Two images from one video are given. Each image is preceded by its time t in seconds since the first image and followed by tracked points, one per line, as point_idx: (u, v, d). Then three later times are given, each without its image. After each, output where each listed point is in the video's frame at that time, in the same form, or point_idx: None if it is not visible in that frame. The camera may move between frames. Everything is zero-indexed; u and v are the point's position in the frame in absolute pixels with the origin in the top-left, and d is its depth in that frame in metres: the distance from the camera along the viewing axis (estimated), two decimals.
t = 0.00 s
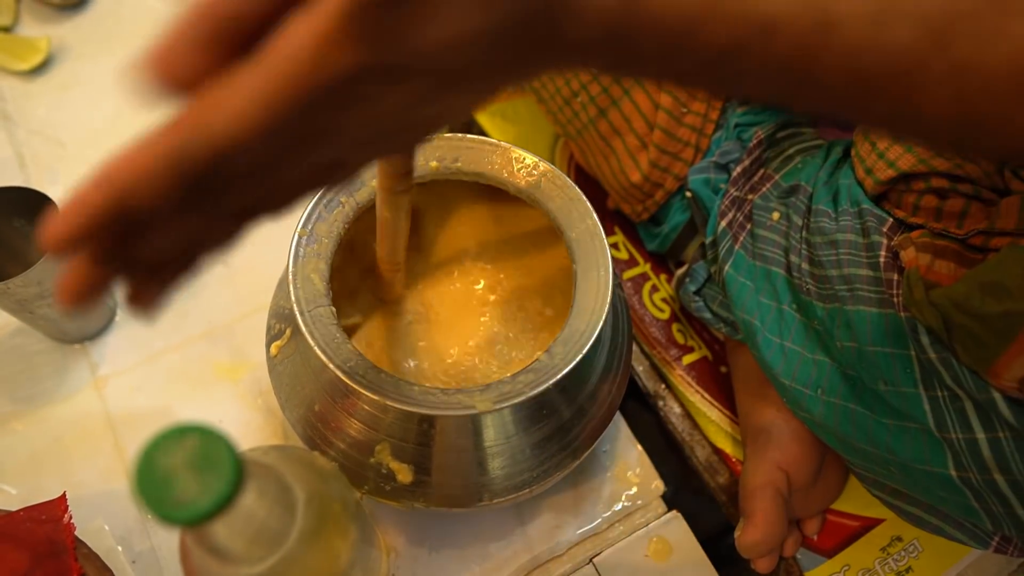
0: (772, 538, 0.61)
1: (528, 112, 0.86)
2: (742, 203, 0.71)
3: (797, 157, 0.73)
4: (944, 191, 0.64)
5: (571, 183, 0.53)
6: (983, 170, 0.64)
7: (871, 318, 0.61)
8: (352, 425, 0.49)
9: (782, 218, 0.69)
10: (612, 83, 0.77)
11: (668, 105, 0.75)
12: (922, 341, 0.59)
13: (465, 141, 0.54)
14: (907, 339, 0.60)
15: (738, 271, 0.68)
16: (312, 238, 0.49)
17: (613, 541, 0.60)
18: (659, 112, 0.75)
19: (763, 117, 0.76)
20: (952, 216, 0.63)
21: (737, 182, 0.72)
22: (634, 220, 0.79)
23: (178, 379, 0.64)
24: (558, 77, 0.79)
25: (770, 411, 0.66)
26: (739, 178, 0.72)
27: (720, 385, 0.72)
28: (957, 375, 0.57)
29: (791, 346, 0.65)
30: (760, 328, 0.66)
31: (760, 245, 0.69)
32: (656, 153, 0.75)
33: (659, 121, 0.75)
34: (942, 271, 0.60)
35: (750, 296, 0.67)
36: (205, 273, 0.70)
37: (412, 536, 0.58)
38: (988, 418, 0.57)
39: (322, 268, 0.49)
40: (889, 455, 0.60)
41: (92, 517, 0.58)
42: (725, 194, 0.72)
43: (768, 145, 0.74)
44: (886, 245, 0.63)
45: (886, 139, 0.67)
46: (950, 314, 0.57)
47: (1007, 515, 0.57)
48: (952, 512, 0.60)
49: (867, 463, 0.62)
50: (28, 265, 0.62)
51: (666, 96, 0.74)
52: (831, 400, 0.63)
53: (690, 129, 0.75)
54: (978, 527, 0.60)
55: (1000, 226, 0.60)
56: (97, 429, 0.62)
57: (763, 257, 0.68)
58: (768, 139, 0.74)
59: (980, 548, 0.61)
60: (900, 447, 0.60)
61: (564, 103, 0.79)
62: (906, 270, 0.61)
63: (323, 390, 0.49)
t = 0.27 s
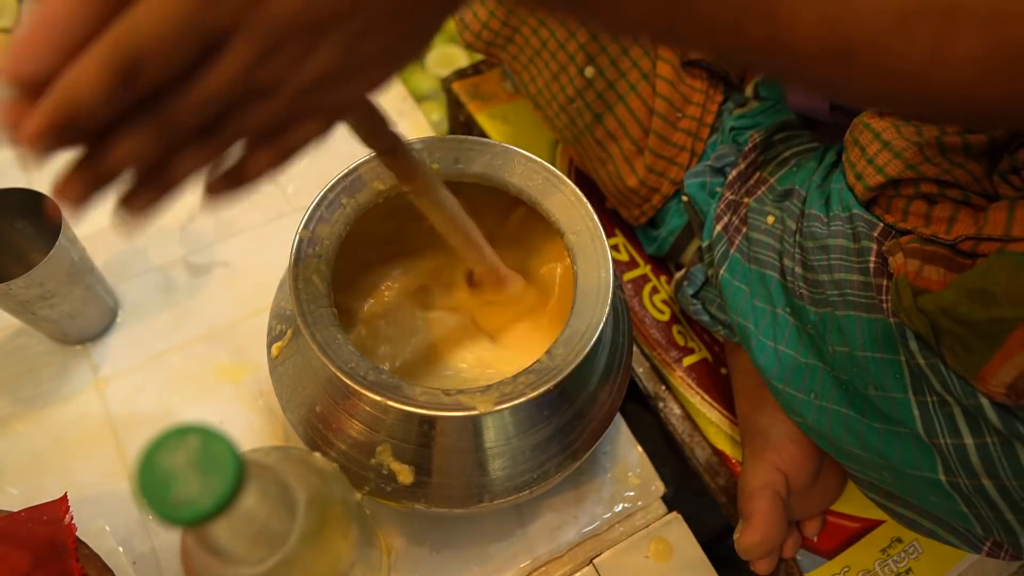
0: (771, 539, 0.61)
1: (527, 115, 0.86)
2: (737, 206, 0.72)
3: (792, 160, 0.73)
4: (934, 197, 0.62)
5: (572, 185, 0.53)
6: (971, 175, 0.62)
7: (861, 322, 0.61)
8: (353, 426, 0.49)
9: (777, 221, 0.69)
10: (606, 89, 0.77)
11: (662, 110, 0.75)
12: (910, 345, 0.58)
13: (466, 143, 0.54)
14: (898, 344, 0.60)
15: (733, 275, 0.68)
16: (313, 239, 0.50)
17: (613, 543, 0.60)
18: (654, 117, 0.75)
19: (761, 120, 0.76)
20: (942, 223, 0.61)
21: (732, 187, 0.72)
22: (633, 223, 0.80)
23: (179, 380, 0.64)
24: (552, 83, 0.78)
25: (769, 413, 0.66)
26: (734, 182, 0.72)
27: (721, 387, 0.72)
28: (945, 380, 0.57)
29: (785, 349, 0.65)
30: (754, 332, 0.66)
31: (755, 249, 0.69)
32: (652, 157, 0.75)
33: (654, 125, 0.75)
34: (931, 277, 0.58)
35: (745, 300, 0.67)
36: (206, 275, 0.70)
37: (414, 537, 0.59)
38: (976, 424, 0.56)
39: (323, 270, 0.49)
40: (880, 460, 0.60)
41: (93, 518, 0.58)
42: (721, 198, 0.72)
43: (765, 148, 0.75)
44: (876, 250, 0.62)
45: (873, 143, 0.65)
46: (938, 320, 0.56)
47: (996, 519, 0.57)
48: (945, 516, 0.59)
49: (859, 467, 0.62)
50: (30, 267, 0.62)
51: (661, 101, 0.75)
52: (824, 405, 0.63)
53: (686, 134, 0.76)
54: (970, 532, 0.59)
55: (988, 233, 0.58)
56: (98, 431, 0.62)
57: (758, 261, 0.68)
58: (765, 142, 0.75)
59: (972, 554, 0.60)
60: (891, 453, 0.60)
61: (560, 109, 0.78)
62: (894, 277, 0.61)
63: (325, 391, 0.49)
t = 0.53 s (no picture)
0: (771, 538, 0.61)
1: (527, 115, 0.87)
2: (742, 202, 0.71)
3: (798, 157, 0.72)
4: (950, 187, 0.60)
5: (569, 182, 0.53)
6: (988, 167, 0.60)
7: (873, 314, 0.60)
8: (352, 426, 0.49)
9: (783, 216, 0.69)
10: (614, 82, 0.75)
11: (669, 104, 0.74)
12: (925, 336, 0.56)
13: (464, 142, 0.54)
14: (911, 336, 0.58)
15: (738, 270, 0.68)
16: (312, 238, 0.49)
17: (612, 542, 0.60)
18: (660, 111, 0.74)
19: (763, 117, 0.77)
20: (955, 213, 0.59)
21: (738, 182, 0.72)
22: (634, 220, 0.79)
23: (177, 381, 0.64)
24: (559, 75, 0.77)
25: (769, 410, 0.66)
26: (740, 178, 0.72)
27: (721, 386, 0.72)
28: (961, 371, 0.55)
29: (792, 344, 0.65)
30: (761, 326, 0.66)
31: (761, 244, 0.68)
32: (657, 152, 0.75)
33: (661, 120, 0.74)
34: (945, 269, 0.57)
35: (751, 295, 0.67)
36: (205, 275, 0.70)
37: (414, 537, 0.59)
38: (992, 415, 0.54)
39: (321, 268, 0.49)
40: (892, 452, 0.59)
41: (92, 519, 0.58)
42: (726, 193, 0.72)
43: (769, 144, 0.75)
44: (889, 241, 0.61)
45: (890, 133, 0.64)
46: (953, 311, 0.55)
47: (1011, 511, 0.55)
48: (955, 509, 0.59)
49: (869, 460, 0.62)
50: (28, 268, 0.62)
51: (668, 96, 0.74)
52: (833, 399, 0.62)
53: (691, 129, 0.75)
54: (980, 525, 0.60)
55: (1006, 222, 0.57)
56: (97, 431, 0.62)
57: (764, 256, 0.68)
58: (769, 138, 0.75)
59: (982, 547, 0.61)
60: (903, 444, 0.59)
61: (566, 101, 0.78)
62: (908, 267, 0.59)
63: (323, 390, 0.49)
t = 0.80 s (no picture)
0: (773, 538, 0.60)
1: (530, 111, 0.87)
2: (748, 200, 0.71)
3: (803, 155, 0.72)
4: (961, 181, 0.60)
5: (569, 181, 0.53)
6: (999, 160, 0.60)
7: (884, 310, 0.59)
8: (352, 425, 0.49)
9: (789, 213, 0.68)
10: (619, 76, 0.75)
11: (674, 100, 0.74)
12: (937, 329, 0.56)
13: (465, 141, 0.54)
14: (923, 331, 0.58)
15: (744, 267, 0.67)
16: (312, 237, 0.49)
17: (612, 542, 0.60)
18: (665, 107, 0.74)
19: (769, 114, 0.76)
20: (966, 206, 0.60)
21: (743, 179, 0.72)
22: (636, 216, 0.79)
23: (177, 380, 0.64)
24: (563, 72, 0.78)
25: (771, 409, 0.66)
26: (745, 175, 0.72)
27: (722, 385, 0.72)
28: (974, 365, 0.55)
29: (800, 341, 0.65)
30: (768, 323, 0.66)
31: (767, 241, 0.68)
32: (663, 148, 0.75)
33: (666, 115, 0.74)
34: (956, 262, 0.57)
35: (757, 292, 0.67)
36: (204, 275, 0.70)
37: (413, 537, 0.58)
38: (1005, 409, 0.54)
39: (321, 267, 0.49)
40: (903, 448, 0.59)
41: (92, 518, 0.58)
42: (732, 189, 0.72)
43: (774, 141, 0.74)
44: (899, 236, 0.61)
45: (901, 127, 0.63)
46: (966, 304, 0.55)
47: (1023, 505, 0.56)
48: (965, 504, 0.60)
49: (879, 457, 0.62)
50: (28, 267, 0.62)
51: (673, 91, 0.73)
52: (842, 395, 0.62)
53: (697, 126, 0.76)
54: (990, 521, 0.60)
55: (1017, 215, 0.57)
56: (97, 431, 0.62)
57: (770, 254, 0.67)
58: (774, 136, 0.74)
59: (992, 542, 0.61)
60: (914, 439, 0.59)
61: (569, 97, 0.78)
62: (920, 261, 0.59)
63: (323, 389, 0.49)
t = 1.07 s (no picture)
0: (775, 537, 0.61)
1: (531, 111, 0.87)
2: (750, 200, 0.71)
3: (805, 156, 0.72)
4: (968, 181, 0.60)
5: (572, 181, 0.53)
6: (1006, 161, 0.60)
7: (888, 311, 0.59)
8: (354, 424, 0.49)
9: (792, 214, 0.68)
10: (619, 79, 0.76)
11: (675, 101, 0.74)
12: (942, 331, 0.56)
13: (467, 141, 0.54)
14: (926, 332, 0.58)
15: (747, 268, 0.68)
16: (313, 237, 0.50)
17: (614, 541, 0.60)
18: (666, 108, 0.74)
19: (770, 116, 0.77)
20: (972, 207, 0.60)
21: (745, 179, 0.72)
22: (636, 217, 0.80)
23: (179, 379, 0.64)
24: (563, 73, 0.80)
25: (773, 410, 0.66)
26: (746, 176, 0.72)
27: (723, 386, 0.72)
28: (979, 366, 0.55)
29: (804, 342, 0.65)
30: (771, 324, 0.66)
31: (770, 243, 0.68)
32: (663, 150, 0.75)
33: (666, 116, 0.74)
34: (961, 264, 0.58)
35: (760, 293, 0.67)
36: (207, 273, 0.70)
37: (414, 536, 0.59)
38: (1009, 410, 0.54)
39: (323, 266, 0.49)
40: (907, 449, 0.59)
41: (95, 516, 0.58)
42: (733, 190, 0.72)
43: (776, 142, 0.74)
44: (903, 237, 0.61)
45: (909, 126, 0.63)
46: (971, 306, 0.55)
47: None
48: (969, 504, 0.60)
49: (883, 458, 0.62)
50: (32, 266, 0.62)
51: (673, 93, 0.74)
52: (846, 396, 0.62)
53: (697, 128, 0.76)
54: (993, 520, 0.60)
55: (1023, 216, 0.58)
56: (99, 429, 0.62)
57: (772, 255, 0.67)
58: (776, 137, 0.75)
59: (996, 541, 0.61)
60: (918, 440, 0.59)
61: (569, 99, 0.79)
62: (925, 262, 0.59)
63: (325, 388, 0.49)
